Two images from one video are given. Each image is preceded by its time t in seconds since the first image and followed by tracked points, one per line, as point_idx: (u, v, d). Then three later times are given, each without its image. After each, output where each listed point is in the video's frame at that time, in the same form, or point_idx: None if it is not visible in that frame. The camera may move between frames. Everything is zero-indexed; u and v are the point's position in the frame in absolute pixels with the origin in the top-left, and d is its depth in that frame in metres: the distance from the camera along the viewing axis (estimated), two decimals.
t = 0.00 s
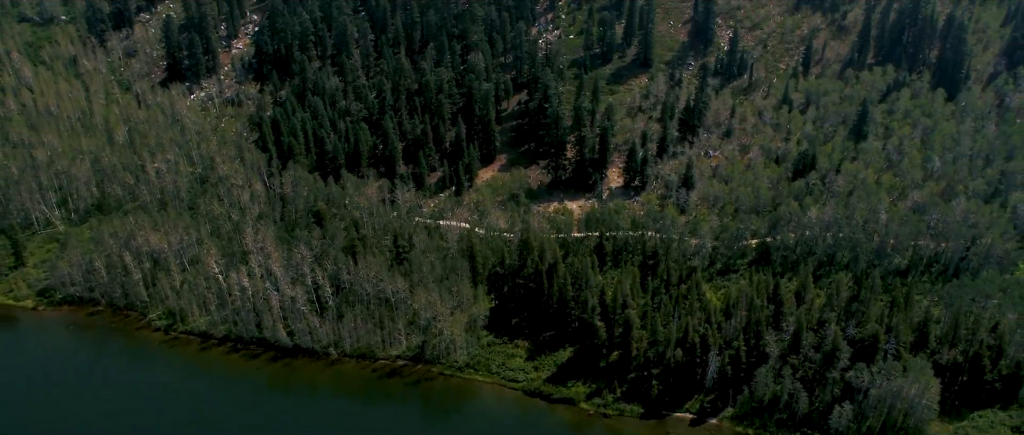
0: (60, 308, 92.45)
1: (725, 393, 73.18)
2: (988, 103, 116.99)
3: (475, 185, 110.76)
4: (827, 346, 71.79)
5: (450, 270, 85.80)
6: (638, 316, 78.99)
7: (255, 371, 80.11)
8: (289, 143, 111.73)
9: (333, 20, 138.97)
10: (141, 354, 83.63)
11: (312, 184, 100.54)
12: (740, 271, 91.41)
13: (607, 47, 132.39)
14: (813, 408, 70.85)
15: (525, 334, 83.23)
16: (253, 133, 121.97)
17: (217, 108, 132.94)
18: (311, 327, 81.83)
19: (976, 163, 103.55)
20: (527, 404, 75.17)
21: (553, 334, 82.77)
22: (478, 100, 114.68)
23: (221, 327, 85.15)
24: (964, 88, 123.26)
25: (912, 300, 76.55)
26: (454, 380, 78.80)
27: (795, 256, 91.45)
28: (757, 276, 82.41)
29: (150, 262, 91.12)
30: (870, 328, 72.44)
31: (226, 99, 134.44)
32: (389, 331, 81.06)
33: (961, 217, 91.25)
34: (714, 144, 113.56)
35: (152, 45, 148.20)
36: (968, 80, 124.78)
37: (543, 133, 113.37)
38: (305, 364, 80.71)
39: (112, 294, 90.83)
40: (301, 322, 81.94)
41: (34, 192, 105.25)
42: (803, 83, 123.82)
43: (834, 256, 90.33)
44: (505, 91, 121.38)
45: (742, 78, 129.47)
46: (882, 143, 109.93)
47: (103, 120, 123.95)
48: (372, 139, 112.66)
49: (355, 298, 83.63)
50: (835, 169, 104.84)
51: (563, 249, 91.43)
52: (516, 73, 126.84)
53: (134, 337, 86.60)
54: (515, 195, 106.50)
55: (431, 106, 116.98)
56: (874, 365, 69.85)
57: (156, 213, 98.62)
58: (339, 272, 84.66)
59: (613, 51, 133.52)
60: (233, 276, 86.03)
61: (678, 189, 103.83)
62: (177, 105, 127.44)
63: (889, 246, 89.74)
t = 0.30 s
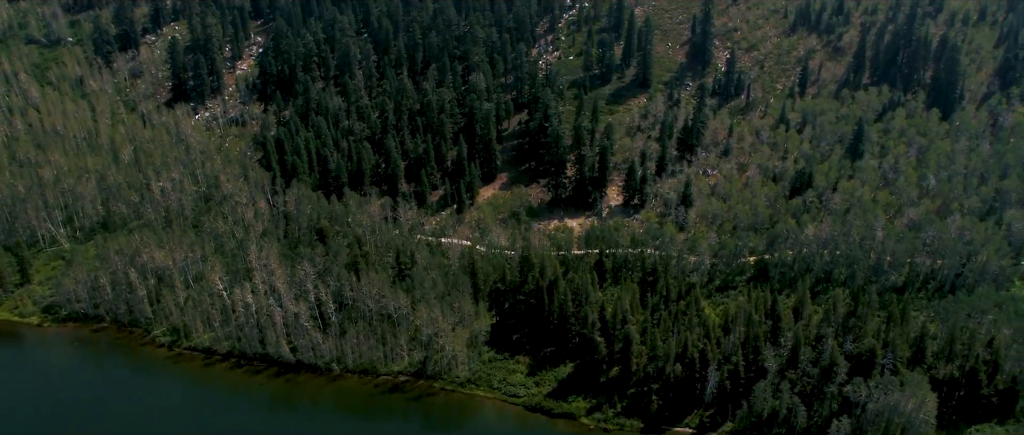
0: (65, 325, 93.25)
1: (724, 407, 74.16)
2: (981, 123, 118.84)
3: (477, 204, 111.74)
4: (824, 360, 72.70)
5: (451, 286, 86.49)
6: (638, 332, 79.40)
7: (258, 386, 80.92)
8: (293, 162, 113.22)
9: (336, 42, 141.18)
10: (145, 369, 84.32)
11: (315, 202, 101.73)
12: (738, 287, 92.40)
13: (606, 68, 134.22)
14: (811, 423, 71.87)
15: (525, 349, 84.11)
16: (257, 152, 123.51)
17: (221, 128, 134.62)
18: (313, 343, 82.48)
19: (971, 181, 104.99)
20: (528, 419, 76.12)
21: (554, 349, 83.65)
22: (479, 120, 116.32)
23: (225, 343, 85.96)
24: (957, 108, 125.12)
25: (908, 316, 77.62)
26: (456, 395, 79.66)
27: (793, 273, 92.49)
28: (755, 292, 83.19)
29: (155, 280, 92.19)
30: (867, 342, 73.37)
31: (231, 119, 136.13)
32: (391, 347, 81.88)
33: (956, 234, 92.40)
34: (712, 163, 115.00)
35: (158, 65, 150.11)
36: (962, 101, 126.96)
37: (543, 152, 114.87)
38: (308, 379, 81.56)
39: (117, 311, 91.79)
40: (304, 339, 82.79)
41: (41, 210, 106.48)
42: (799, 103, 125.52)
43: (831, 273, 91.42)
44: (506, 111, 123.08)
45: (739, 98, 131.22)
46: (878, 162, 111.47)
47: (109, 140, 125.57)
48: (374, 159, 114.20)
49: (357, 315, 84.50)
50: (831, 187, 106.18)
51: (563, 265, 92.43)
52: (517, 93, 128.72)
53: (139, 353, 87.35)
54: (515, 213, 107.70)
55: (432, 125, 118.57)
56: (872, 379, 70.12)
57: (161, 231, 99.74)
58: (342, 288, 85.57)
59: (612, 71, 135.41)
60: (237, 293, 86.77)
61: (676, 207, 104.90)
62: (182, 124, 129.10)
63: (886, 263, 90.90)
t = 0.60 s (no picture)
0: (70, 341, 94.08)
1: (724, 422, 74.51)
2: (976, 141, 120.50)
3: (478, 221, 112.50)
4: (822, 374, 74.12)
5: (452, 301, 86.96)
6: (638, 347, 80.02)
7: (261, 402, 81.61)
8: (296, 181, 114.73)
9: (339, 63, 143.30)
10: (149, 385, 84.97)
11: (318, 220, 103.00)
12: (737, 304, 92.93)
13: (605, 88, 135.47)
14: None
15: (526, 365, 84.90)
16: (261, 172, 125.02)
17: (225, 148, 136.23)
18: (316, 359, 83.15)
19: (966, 199, 106.34)
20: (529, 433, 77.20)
21: (554, 365, 84.46)
22: (480, 139, 118.06)
23: (228, 358, 86.70)
24: (952, 127, 126.79)
25: (904, 332, 78.85)
26: (458, 410, 80.40)
27: (791, 290, 93.44)
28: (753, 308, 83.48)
29: (160, 297, 93.22)
30: (864, 357, 74.49)
31: (235, 139, 137.77)
32: (393, 362, 82.58)
33: (952, 251, 93.60)
34: (710, 182, 116.36)
35: (163, 86, 151.92)
36: (955, 119, 128.30)
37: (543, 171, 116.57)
38: (310, 394, 82.27)
39: (122, 328, 92.76)
40: (306, 355, 83.41)
41: (46, 228, 107.72)
42: (797, 123, 127.12)
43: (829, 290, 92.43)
44: (506, 130, 124.81)
45: (737, 118, 132.99)
46: (874, 181, 112.91)
47: (114, 159, 127.17)
48: (376, 178, 115.64)
49: (359, 331, 85.41)
50: (828, 205, 107.49)
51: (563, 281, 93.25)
52: (517, 113, 130.46)
53: (143, 369, 88.11)
54: (516, 231, 108.96)
55: (434, 144, 119.64)
56: (869, 394, 71.36)
57: (165, 249, 100.86)
58: (345, 305, 86.48)
59: (611, 91, 136.95)
60: (241, 309, 87.61)
61: (675, 224, 105.98)
62: (187, 144, 130.85)
63: (883, 280, 92.02)
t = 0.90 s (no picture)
0: (74, 358, 94.76)
1: None
2: (970, 161, 121.99)
3: (478, 239, 113.88)
4: (819, 389, 74.95)
5: (453, 317, 87.86)
6: (637, 363, 80.83)
7: (264, 418, 82.35)
8: (299, 199, 115.91)
9: (341, 84, 145.27)
10: (152, 401, 85.63)
11: (320, 238, 104.31)
12: (735, 321, 93.94)
13: (604, 108, 137.13)
14: None
15: (526, 381, 85.71)
16: (264, 190, 126.30)
17: (229, 167, 137.66)
18: (318, 375, 83.87)
19: (961, 217, 107.56)
20: None
21: (554, 381, 85.33)
22: (481, 158, 119.54)
23: (231, 375, 87.39)
24: (946, 147, 128.37)
25: (900, 348, 79.52)
26: (459, 426, 81.39)
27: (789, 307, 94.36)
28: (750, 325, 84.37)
29: (163, 314, 94.01)
30: (860, 372, 75.38)
31: (238, 158, 139.26)
32: (395, 378, 83.34)
33: (948, 268, 94.61)
34: (708, 200, 117.60)
35: (167, 107, 153.78)
36: (950, 139, 129.94)
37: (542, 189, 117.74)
38: (312, 411, 83.06)
39: (125, 345, 93.47)
40: (308, 371, 84.20)
41: (51, 246, 108.79)
42: (793, 142, 128.61)
43: (826, 308, 93.34)
44: (506, 150, 126.44)
45: (734, 137, 134.48)
46: (870, 199, 114.19)
47: (119, 178, 128.55)
48: (378, 196, 117.09)
49: (361, 347, 86.41)
50: (825, 223, 108.65)
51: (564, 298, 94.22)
52: (517, 133, 132.10)
53: (146, 385, 88.78)
54: (516, 248, 110.10)
55: (435, 163, 121.25)
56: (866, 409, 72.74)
57: (169, 266, 101.79)
58: (347, 322, 87.30)
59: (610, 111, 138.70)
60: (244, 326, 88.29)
61: (674, 242, 107.29)
62: (191, 163, 132.35)
63: (880, 297, 92.95)
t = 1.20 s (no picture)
0: (77, 374, 95.61)
1: None
2: (965, 180, 123.51)
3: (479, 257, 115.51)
4: (817, 404, 75.96)
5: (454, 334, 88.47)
6: (637, 379, 81.58)
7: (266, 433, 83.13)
8: (301, 217, 116.53)
9: (344, 104, 147.14)
10: (155, 417, 86.41)
11: (323, 255, 105.78)
12: (733, 338, 94.93)
13: (603, 128, 138.83)
14: None
15: (527, 397, 86.52)
16: (267, 209, 127.64)
17: (232, 186, 139.13)
18: (320, 391, 84.76)
19: (956, 235, 108.80)
20: None
21: (554, 397, 86.17)
22: (481, 177, 121.08)
23: (234, 391, 88.23)
24: (941, 166, 129.99)
25: (897, 365, 80.26)
26: None
27: (786, 324, 95.32)
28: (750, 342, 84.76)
29: (166, 331, 94.82)
30: (858, 387, 75.90)
31: (242, 178, 140.84)
32: (396, 394, 84.28)
33: (944, 285, 95.48)
34: (706, 218, 118.89)
35: (172, 126, 155.67)
36: (945, 158, 131.73)
37: (542, 207, 118.80)
38: (314, 426, 83.95)
39: (129, 362, 94.27)
40: (310, 387, 85.09)
41: (56, 264, 109.90)
42: (790, 162, 130.12)
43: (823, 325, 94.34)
44: (507, 169, 128.08)
45: (732, 157, 135.76)
46: (866, 217, 115.46)
47: (123, 197, 129.97)
48: (380, 215, 118.76)
49: (362, 363, 86.83)
50: (822, 240, 109.86)
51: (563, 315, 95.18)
52: (518, 152, 133.70)
53: (149, 401, 89.57)
54: (517, 266, 111.12)
55: (436, 182, 122.79)
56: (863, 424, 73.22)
57: (172, 283, 102.78)
58: (349, 339, 87.87)
59: (609, 131, 140.34)
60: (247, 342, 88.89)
61: (672, 260, 108.74)
62: (194, 183, 133.91)
63: (877, 314, 93.89)
